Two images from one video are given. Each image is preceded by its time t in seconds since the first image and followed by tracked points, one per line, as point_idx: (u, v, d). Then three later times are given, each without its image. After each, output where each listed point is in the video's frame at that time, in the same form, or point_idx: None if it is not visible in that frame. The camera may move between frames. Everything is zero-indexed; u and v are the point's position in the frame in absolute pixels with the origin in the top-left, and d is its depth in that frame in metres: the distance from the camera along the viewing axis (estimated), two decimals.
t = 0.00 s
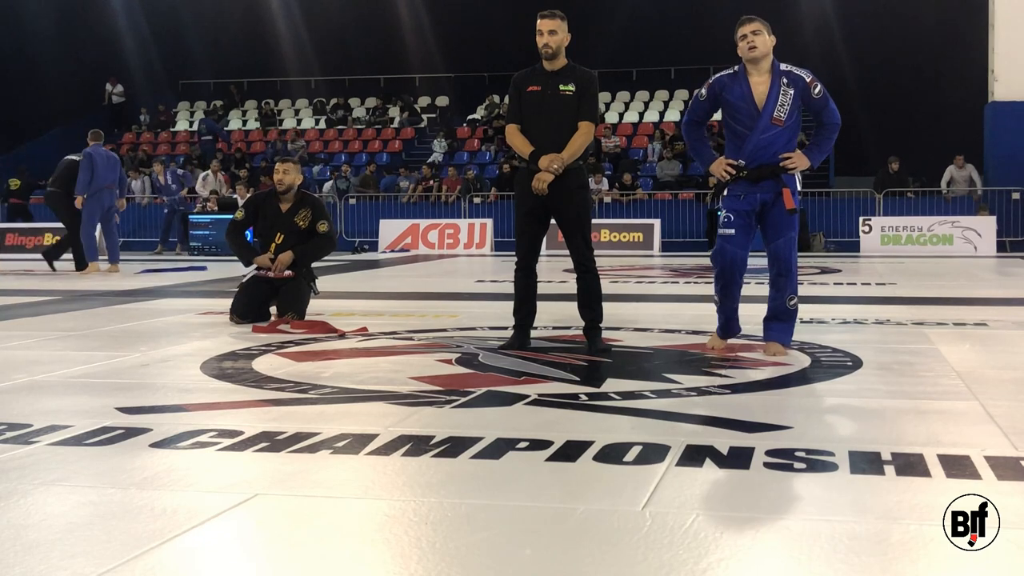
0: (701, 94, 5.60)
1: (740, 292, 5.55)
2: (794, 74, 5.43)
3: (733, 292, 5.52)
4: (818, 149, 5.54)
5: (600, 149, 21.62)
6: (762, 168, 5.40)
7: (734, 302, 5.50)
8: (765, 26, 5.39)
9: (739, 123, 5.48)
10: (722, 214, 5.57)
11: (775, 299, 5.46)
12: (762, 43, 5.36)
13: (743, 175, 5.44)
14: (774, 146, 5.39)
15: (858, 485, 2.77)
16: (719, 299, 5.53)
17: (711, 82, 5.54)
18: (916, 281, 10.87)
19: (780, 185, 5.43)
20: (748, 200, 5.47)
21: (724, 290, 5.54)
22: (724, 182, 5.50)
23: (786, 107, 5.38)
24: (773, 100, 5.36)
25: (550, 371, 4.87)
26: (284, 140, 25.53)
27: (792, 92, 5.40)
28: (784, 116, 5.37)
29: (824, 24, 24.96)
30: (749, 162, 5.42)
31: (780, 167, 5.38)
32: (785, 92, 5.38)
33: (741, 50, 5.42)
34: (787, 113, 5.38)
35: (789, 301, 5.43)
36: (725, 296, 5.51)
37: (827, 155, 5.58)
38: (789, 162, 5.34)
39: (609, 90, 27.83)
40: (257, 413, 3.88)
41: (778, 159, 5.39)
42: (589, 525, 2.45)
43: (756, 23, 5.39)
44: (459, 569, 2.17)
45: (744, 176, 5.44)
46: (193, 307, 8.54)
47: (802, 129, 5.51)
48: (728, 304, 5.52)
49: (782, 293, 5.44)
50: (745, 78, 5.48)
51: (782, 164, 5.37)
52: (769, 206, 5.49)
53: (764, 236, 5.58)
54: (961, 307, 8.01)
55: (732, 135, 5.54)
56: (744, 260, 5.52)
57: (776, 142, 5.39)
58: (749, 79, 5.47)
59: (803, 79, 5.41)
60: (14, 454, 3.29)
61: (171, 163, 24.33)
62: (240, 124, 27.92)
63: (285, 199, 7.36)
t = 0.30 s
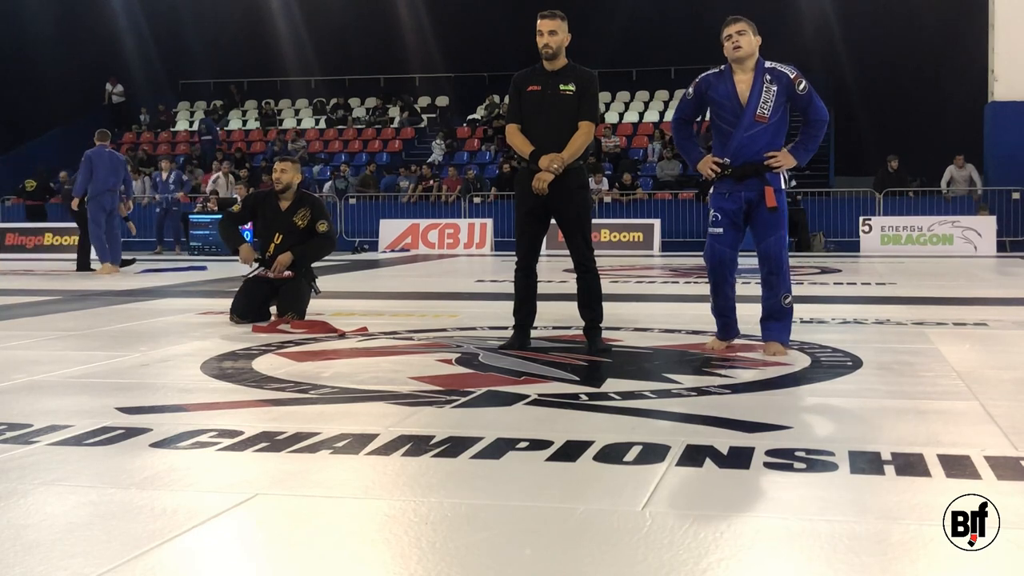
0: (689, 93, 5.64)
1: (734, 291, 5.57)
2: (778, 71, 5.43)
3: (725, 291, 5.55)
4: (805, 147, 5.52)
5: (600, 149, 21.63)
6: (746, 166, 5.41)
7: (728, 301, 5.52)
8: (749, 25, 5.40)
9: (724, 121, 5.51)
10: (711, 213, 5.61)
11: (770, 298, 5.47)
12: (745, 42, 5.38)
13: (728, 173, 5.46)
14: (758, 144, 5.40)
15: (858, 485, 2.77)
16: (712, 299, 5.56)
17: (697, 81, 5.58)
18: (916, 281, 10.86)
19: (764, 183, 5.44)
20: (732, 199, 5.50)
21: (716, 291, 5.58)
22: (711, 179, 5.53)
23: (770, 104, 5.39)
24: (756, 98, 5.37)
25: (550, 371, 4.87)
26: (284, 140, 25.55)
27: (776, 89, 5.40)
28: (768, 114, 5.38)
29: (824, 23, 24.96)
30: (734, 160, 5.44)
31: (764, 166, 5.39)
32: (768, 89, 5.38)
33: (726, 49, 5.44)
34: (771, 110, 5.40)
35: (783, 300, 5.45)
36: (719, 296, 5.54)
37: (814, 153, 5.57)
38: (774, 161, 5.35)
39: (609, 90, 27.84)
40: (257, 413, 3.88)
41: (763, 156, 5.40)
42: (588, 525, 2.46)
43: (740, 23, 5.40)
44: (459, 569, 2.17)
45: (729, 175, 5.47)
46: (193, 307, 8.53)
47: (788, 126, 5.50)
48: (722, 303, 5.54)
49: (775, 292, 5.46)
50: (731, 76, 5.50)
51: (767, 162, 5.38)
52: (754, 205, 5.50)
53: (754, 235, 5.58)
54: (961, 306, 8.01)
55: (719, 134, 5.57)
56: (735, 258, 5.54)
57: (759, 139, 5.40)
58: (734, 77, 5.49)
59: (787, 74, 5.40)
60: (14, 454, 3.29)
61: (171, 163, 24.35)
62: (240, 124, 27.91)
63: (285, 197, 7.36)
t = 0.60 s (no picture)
0: (679, 96, 5.70)
1: (731, 290, 5.59)
2: (764, 73, 5.44)
3: (721, 290, 5.57)
4: (793, 149, 5.53)
5: (600, 149, 21.63)
6: (733, 168, 5.45)
7: (724, 301, 5.54)
8: (736, 27, 5.42)
9: (712, 123, 5.55)
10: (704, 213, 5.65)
11: (765, 299, 5.47)
12: (731, 45, 5.41)
13: (715, 174, 5.50)
14: (745, 147, 5.44)
15: (859, 485, 2.77)
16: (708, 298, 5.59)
17: (686, 84, 5.63)
18: (915, 281, 10.88)
19: (749, 186, 5.44)
20: (719, 201, 5.54)
21: (712, 290, 5.61)
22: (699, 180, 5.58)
23: (756, 107, 5.41)
24: (742, 101, 5.40)
25: (550, 371, 4.87)
26: (284, 140, 25.54)
27: (762, 91, 5.42)
28: (755, 116, 5.41)
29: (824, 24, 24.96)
30: (722, 161, 5.49)
31: (752, 168, 5.42)
32: (754, 92, 5.41)
33: (714, 52, 5.47)
34: (758, 113, 5.42)
35: (779, 300, 5.45)
36: (715, 295, 5.56)
37: (801, 155, 5.57)
38: (761, 164, 5.39)
39: (609, 90, 27.84)
40: (257, 413, 3.88)
41: (749, 158, 5.44)
42: (587, 525, 2.46)
43: (727, 25, 5.43)
44: (459, 569, 2.17)
45: (717, 176, 5.51)
46: (193, 307, 8.54)
47: (776, 129, 5.52)
48: (719, 303, 5.56)
49: (770, 293, 5.45)
50: (718, 79, 5.54)
51: (754, 165, 5.42)
52: (742, 207, 5.51)
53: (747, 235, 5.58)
54: (960, 307, 8.01)
55: (707, 135, 5.61)
56: (728, 257, 5.57)
57: (747, 141, 5.44)
58: (721, 80, 5.52)
59: (773, 77, 5.41)
60: (13, 454, 3.29)
61: (171, 163, 24.35)
62: (240, 124, 27.89)
63: (285, 199, 7.34)
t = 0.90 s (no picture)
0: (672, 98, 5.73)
1: (726, 289, 5.60)
2: (755, 77, 5.43)
3: (716, 290, 5.60)
4: (782, 152, 5.50)
5: (600, 149, 21.63)
6: (720, 169, 5.47)
7: (719, 300, 5.57)
8: (729, 30, 5.41)
9: (702, 126, 5.57)
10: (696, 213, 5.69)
11: (759, 299, 5.48)
12: (722, 50, 5.41)
13: (704, 174, 5.53)
14: (733, 149, 5.45)
15: (859, 485, 2.77)
16: (704, 298, 5.63)
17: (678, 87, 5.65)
18: (915, 281, 10.87)
19: (735, 189, 5.45)
20: (708, 202, 5.57)
21: (707, 290, 5.64)
22: (689, 180, 5.62)
23: (745, 111, 5.42)
24: (730, 104, 5.41)
25: (550, 371, 4.87)
26: (284, 140, 25.53)
27: (751, 95, 5.41)
28: (743, 120, 5.42)
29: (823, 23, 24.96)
30: (710, 163, 5.52)
31: (739, 171, 5.42)
32: (743, 96, 5.41)
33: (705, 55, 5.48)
34: (746, 116, 5.42)
35: (774, 299, 5.45)
36: (710, 295, 5.60)
37: (791, 159, 5.54)
38: (748, 167, 5.38)
39: (609, 90, 27.84)
40: (257, 413, 3.88)
41: (738, 161, 5.44)
42: (588, 525, 2.46)
43: (720, 28, 5.42)
44: (459, 569, 2.17)
45: (705, 177, 5.54)
46: (193, 307, 8.53)
47: (766, 132, 5.51)
48: (715, 302, 5.60)
49: (764, 293, 5.46)
50: (709, 82, 5.56)
51: (742, 168, 5.41)
52: (729, 209, 5.53)
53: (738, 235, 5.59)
54: (961, 306, 8.01)
55: (698, 137, 5.64)
56: (721, 256, 5.60)
57: (734, 144, 5.44)
58: (713, 83, 5.54)
59: (762, 81, 5.40)
60: (13, 454, 3.29)
61: (171, 163, 24.34)
62: (240, 124, 27.87)
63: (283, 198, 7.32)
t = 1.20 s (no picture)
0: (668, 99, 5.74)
1: (723, 289, 5.60)
2: (748, 78, 5.43)
3: (713, 289, 5.60)
4: (775, 154, 5.50)
5: (600, 149, 21.63)
6: (712, 170, 5.48)
7: (716, 300, 5.58)
8: (725, 33, 5.41)
9: (695, 127, 5.58)
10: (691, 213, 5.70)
11: (755, 298, 5.48)
12: (716, 52, 5.42)
13: (697, 175, 5.55)
14: (725, 150, 5.46)
15: (859, 485, 2.77)
16: (702, 298, 5.63)
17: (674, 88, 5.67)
18: (915, 281, 10.88)
19: (726, 189, 5.46)
20: (701, 203, 5.58)
21: (704, 289, 5.64)
22: (682, 180, 5.63)
23: (737, 112, 5.42)
24: (723, 105, 5.42)
25: (550, 371, 4.87)
26: (284, 140, 25.52)
27: (744, 96, 5.42)
28: (735, 121, 5.42)
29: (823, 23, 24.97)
30: (703, 163, 5.53)
31: (730, 172, 5.42)
32: (736, 97, 5.42)
33: (701, 57, 5.48)
34: (739, 117, 5.43)
35: (769, 298, 5.45)
36: (707, 294, 5.60)
37: (784, 161, 5.53)
38: (740, 168, 5.38)
39: (609, 90, 27.85)
40: (257, 413, 3.88)
41: (729, 162, 5.45)
42: (588, 525, 2.45)
43: (716, 30, 5.42)
44: (459, 569, 2.17)
45: (698, 177, 5.55)
46: (193, 307, 8.53)
47: (759, 134, 5.51)
48: (712, 302, 5.60)
49: (759, 292, 5.46)
50: (704, 84, 5.57)
51: (733, 169, 5.41)
52: (721, 210, 5.53)
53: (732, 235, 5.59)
54: (961, 306, 8.00)
55: (692, 138, 5.65)
56: (717, 256, 5.60)
57: (727, 144, 5.45)
58: (707, 84, 5.55)
59: (755, 82, 5.39)
60: (13, 454, 3.29)
61: (171, 163, 24.33)
62: (240, 124, 27.86)
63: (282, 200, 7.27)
